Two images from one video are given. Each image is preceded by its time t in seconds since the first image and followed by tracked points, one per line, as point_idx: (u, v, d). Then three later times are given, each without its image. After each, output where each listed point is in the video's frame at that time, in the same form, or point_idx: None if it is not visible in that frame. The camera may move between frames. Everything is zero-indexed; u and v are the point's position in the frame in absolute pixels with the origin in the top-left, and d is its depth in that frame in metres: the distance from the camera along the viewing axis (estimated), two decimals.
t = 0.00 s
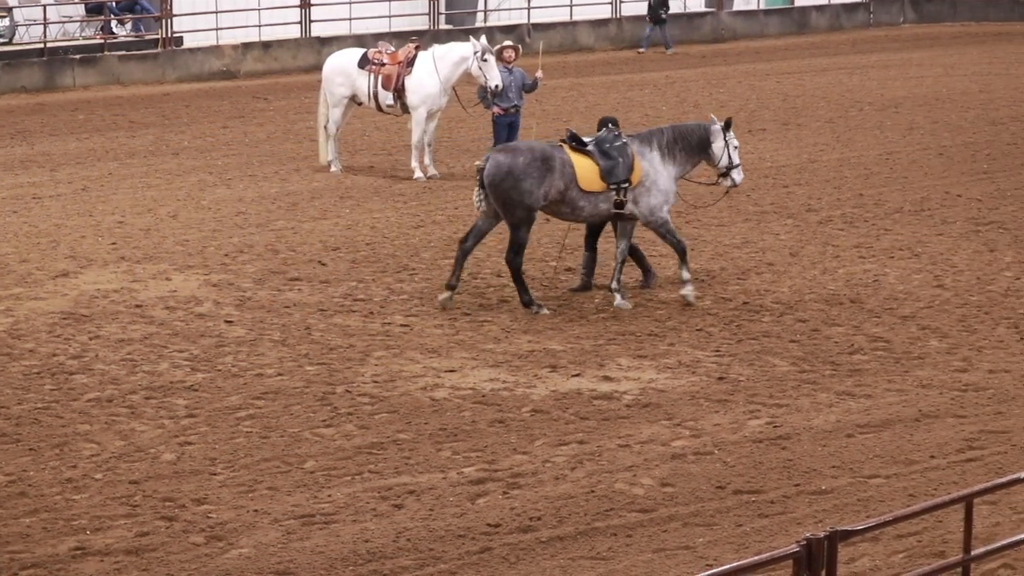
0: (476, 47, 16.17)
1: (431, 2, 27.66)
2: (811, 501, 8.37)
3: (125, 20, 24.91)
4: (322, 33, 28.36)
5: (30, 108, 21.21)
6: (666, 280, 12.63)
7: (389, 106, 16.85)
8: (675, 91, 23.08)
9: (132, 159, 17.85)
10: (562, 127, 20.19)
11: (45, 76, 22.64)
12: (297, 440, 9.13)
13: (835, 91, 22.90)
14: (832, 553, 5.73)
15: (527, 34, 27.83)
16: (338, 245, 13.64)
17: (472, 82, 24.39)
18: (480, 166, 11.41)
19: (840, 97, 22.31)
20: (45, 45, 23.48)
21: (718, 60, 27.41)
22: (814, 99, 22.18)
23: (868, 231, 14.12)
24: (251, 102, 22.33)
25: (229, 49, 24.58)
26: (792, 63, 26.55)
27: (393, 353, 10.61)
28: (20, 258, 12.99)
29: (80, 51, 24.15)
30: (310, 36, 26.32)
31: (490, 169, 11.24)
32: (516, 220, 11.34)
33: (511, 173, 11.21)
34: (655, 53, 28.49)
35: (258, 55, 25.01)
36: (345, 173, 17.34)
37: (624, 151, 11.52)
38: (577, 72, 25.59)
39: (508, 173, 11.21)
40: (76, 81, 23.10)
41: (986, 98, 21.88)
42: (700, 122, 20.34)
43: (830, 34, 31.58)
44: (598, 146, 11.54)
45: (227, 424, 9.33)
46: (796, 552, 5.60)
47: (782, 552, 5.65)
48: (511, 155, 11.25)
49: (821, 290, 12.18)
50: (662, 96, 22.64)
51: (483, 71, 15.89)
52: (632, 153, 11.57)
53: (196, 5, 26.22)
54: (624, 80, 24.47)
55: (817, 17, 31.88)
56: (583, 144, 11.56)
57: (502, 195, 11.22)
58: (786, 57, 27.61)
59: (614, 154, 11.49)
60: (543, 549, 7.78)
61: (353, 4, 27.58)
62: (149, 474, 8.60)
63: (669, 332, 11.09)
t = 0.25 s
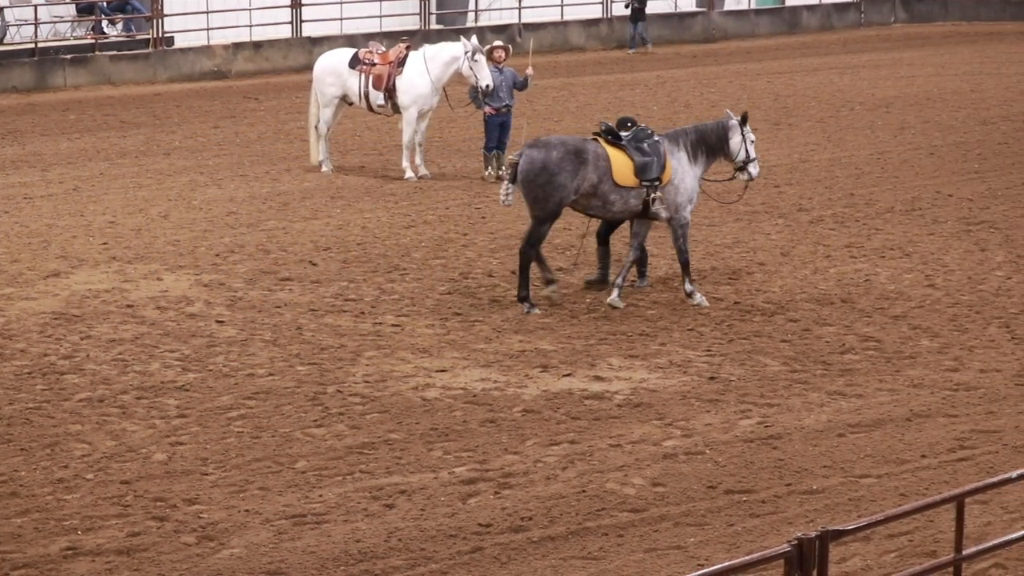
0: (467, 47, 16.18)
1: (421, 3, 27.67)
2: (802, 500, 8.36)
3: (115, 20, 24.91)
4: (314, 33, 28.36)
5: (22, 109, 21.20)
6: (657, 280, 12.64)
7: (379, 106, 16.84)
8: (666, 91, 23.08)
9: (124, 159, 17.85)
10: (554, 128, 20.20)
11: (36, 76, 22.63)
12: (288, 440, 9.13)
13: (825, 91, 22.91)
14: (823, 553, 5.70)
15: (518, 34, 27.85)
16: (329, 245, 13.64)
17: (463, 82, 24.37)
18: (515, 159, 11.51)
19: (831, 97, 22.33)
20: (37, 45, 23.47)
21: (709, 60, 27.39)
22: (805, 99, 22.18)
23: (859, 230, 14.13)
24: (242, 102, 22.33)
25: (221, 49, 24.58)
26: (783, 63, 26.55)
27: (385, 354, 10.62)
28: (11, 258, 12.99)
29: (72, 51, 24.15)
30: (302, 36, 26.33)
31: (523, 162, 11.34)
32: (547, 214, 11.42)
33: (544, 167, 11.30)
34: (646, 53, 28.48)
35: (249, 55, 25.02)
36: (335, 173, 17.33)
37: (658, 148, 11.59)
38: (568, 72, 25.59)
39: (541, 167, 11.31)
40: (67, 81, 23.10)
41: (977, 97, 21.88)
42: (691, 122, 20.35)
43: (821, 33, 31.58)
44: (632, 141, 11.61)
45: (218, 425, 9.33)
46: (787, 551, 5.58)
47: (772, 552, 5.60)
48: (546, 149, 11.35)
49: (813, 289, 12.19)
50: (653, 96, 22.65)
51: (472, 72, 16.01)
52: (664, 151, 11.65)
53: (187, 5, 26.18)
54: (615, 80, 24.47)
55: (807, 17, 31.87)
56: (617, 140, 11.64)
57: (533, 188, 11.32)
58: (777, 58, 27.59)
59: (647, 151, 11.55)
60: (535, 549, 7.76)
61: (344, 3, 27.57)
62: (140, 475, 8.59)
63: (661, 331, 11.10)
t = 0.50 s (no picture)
0: (461, 47, 16.22)
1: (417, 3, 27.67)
2: (798, 500, 8.36)
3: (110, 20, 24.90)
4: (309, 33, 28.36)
5: (17, 109, 21.20)
6: (653, 280, 12.64)
7: (375, 107, 16.84)
8: (661, 91, 23.08)
9: (119, 159, 17.85)
10: (550, 128, 20.20)
11: (32, 76, 22.61)
12: (283, 440, 9.12)
13: (820, 91, 22.91)
14: (819, 553, 5.68)
15: (514, 33, 27.86)
16: (324, 245, 13.64)
17: (458, 82, 24.37)
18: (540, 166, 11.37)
19: (826, 96, 22.33)
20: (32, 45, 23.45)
21: (703, 59, 27.38)
22: (800, 98, 22.19)
23: (855, 230, 14.14)
24: (237, 102, 22.32)
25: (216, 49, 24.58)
26: (778, 63, 26.54)
27: (380, 353, 10.62)
28: (5, 258, 12.98)
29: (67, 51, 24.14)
30: (297, 36, 26.32)
31: (551, 170, 11.19)
32: (576, 219, 11.32)
33: (573, 174, 11.18)
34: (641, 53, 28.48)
35: (244, 55, 25.01)
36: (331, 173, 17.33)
37: (681, 145, 11.65)
38: (563, 71, 25.59)
39: (569, 174, 11.18)
40: (63, 81, 23.09)
41: (972, 97, 21.88)
42: (686, 122, 20.35)
43: (816, 33, 31.57)
44: (655, 140, 11.64)
45: (214, 424, 9.33)
46: (782, 552, 5.56)
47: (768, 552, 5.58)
48: (572, 155, 11.22)
49: (808, 289, 12.19)
50: (648, 96, 22.65)
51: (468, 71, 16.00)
52: (686, 148, 11.70)
53: (182, 5, 26.18)
54: (610, 80, 24.47)
55: (802, 17, 31.86)
56: (639, 140, 11.62)
57: (563, 196, 11.19)
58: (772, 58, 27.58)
59: (672, 149, 11.59)
60: (530, 549, 7.76)
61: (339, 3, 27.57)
62: (135, 475, 8.58)
63: (656, 331, 11.11)
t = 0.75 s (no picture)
0: (459, 47, 16.22)
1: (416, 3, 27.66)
2: (797, 500, 8.35)
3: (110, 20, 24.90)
4: (308, 32, 28.35)
5: (16, 109, 21.19)
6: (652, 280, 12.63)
7: (374, 106, 16.83)
8: (660, 91, 23.08)
9: (118, 159, 17.85)
10: (548, 128, 20.20)
11: (31, 77, 22.61)
12: (282, 440, 9.12)
13: (819, 91, 22.91)
14: (818, 553, 5.68)
15: (513, 33, 27.87)
16: (323, 245, 13.65)
17: (458, 82, 24.36)
18: (579, 161, 11.42)
19: (825, 96, 22.33)
20: (31, 45, 23.45)
21: (703, 59, 27.37)
22: (799, 98, 22.20)
23: (854, 230, 14.14)
24: (236, 102, 22.32)
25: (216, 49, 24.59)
26: (777, 63, 26.54)
27: (379, 353, 10.62)
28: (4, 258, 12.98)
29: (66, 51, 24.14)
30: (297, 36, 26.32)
31: (591, 165, 11.26)
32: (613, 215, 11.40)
33: (613, 171, 11.26)
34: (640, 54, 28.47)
35: (243, 55, 25.01)
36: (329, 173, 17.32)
37: (712, 146, 11.69)
38: (562, 71, 25.59)
39: (609, 170, 11.26)
40: (62, 81, 23.09)
41: (971, 97, 21.89)
42: (685, 122, 20.35)
43: (815, 33, 31.56)
44: (687, 141, 11.69)
45: (213, 424, 9.33)
46: (782, 552, 5.56)
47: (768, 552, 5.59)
48: (612, 151, 11.29)
49: (808, 289, 12.19)
50: (647, 96, 22.65)
51: (467, 71, 16.00)
52: (718, 148, 11.78)
53: (181, 5, 26.20)
54: (609, 79, 24.47)
55: (802, 17, 31.86)
56: (673, 139, 11.69)
57: (602, 192, 11.27)
58: (771, 58, 27.57)
59: (704, 149, 11.64)
60: (530, 549, 7.76)
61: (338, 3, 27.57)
62: (134, 475, 8.58)
63: (655, 331, 11.11)
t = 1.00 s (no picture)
0: (459, 47, 16.22)
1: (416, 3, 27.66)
2: (797, 500, 8.36)
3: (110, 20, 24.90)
4: (308, 32, 28.35)
5: (17, 109, 21.19)
6: (652, 280, 12.64)
7: (374, 107, 16.83)
8: (660, 91, 23.08)
9: (118, 159, 17.85)
10: (548, 128, 20.20)
11: (31, 77, 22.61)
12: (282, 441, 9.12)
13: (819, 91, 22.91)
14: (819, 553, 5.68)
15: (513, 34, 27.87)
16: (323, 245, 13.65)
17: (458, 82, 24.35)
18: (612, 161, 11.37)
19: (825, 97, 22.33)
20: (31, 45, 23.44)
21: (703, 60, 27.37)
22: (800, 98, 22.20)
23: (854, 230, 14.14)
24: (236, 102, 22.32)
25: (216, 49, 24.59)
26: (778, 63, 26.53)
27: (379, 353, 10.62)
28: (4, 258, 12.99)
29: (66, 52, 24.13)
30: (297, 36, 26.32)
31: (629, 164, 11.22)
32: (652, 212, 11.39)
33: (651, 167, 11.24)
34: (641, 54, 28.46)
35: (243, 55, 25.02)
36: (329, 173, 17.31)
37: (737, 144, 11.78)
38: (562, 72, 25.59)
39: (647, 168, 11.24)
40: (62, 81, 23.09)
41: (971, 97, 21.89)
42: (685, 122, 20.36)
43: (815, 34, 31.56)
44: (713, 139, 11.77)
45: (213, 424, 9.33)
46: (781, 552, 5.57)
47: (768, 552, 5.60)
48: (648, 149, 11.28)
49: (808, 289, 12.19)
50: (648, 96, 22.66)
51: (467, 71, 16.00)
52: (745, 145, 11.87)
53: (181, 5, 26.21)
54: (610, 80, 24.47)
55: (802, 17, 31.86)
56: (701, 137, 11.73)
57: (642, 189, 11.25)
58: (771, 58, 27.57)
59: (730, 147, 11.73)
60: (530, 549, 7.76)
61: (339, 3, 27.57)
62: (135, 475, 8.58)
63: (655, 331, 11.12)
